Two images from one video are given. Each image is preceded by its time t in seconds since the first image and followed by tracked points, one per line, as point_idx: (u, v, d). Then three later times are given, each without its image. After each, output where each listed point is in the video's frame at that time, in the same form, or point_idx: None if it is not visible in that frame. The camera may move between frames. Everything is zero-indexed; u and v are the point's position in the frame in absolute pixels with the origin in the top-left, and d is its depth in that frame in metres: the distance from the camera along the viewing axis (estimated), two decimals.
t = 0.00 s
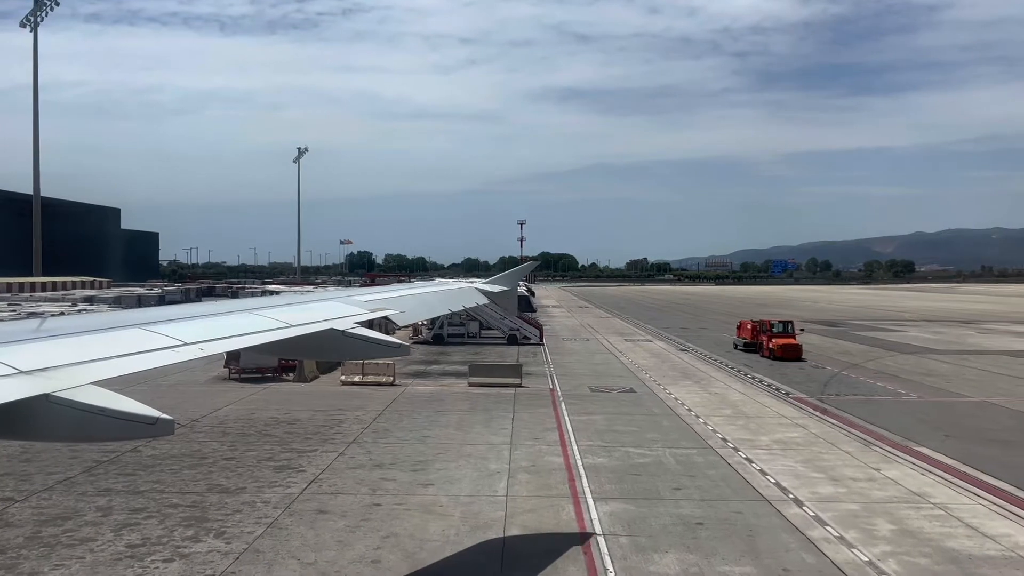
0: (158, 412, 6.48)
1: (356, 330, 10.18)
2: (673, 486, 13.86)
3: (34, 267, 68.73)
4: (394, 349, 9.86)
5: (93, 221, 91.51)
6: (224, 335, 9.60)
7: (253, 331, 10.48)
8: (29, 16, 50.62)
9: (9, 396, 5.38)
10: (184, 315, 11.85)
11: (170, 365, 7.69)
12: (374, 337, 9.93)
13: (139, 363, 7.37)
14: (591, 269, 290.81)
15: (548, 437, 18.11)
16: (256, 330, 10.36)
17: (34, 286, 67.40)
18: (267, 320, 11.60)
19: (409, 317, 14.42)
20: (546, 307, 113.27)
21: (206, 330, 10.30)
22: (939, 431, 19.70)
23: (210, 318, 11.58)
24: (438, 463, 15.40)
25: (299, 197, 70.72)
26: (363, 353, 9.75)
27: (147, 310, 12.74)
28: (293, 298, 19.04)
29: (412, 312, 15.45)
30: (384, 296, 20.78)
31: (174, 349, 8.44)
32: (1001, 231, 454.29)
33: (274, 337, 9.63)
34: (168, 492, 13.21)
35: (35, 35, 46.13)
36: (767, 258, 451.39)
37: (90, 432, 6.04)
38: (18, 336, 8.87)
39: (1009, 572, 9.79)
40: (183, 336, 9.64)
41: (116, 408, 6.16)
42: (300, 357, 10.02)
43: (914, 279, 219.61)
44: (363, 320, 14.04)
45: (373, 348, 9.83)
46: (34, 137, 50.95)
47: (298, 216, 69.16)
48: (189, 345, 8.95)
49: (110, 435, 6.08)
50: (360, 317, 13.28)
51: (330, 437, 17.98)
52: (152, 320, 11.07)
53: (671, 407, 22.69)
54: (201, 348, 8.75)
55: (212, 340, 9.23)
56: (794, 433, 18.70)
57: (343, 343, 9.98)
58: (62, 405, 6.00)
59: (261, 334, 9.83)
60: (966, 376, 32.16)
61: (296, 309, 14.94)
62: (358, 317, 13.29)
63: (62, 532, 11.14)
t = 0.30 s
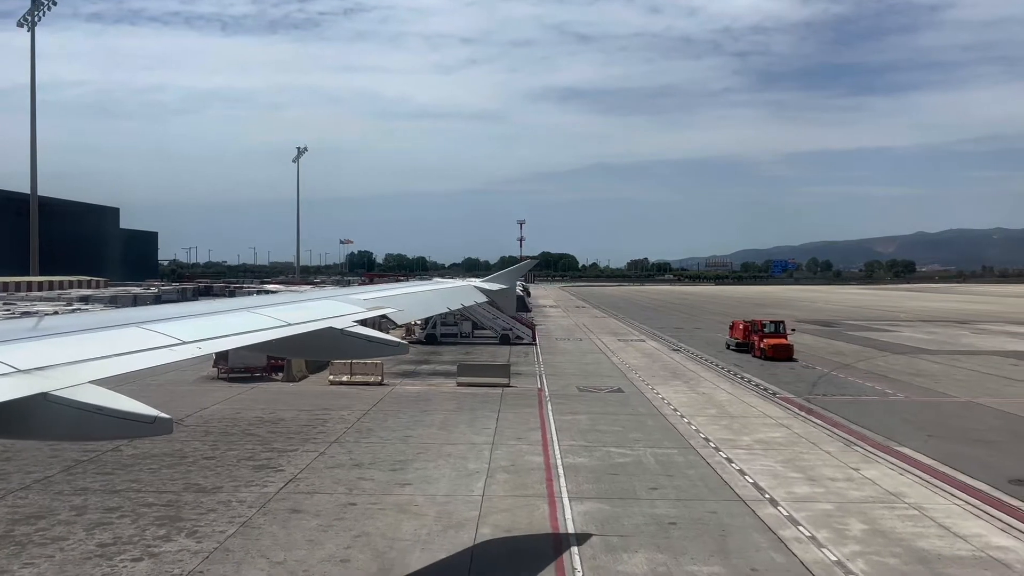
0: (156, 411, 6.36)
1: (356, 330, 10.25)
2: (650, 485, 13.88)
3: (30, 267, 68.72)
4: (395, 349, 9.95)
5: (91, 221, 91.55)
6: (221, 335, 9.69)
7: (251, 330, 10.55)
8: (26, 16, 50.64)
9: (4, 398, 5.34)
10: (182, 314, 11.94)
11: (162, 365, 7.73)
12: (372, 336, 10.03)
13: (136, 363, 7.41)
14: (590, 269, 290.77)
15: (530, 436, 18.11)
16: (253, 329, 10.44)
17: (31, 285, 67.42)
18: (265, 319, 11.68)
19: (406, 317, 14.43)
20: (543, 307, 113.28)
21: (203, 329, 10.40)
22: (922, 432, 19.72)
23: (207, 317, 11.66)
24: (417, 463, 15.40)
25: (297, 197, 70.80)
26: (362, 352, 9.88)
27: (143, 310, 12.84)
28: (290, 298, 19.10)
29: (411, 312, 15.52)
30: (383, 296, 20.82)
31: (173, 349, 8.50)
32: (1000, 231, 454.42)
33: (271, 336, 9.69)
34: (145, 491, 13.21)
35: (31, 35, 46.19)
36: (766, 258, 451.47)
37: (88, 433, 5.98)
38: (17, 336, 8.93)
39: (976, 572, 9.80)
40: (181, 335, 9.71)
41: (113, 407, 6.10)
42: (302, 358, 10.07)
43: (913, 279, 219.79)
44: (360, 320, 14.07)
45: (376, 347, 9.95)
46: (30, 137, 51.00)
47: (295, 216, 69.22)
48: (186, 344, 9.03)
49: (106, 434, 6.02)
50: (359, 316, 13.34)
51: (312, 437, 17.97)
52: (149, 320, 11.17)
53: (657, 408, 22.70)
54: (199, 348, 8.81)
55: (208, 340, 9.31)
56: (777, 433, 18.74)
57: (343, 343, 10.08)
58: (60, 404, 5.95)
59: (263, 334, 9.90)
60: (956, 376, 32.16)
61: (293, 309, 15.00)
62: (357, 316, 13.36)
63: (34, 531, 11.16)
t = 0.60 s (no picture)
0: (155, 410, 6.35)
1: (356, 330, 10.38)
2: (627, 485, 13.90)
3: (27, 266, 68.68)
4: (395, 348, 10.15)
5: (90, 220, 91.59)
6: (221, 335, 9.80)
7: (250, 331, 10.65)
8: (24, 16, 50.65)
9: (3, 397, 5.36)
10: (182, 314, 12.05)
11: (159, 364, 7.83)
12: (373, 337, 10.15)
13: (133, 364, 7.49)
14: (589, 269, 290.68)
15: (513, 436, 18.12)
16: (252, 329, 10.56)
17: (28, 285, 67.41)
18: (265, 319, 11.79)
19: (406, 317, 14.52)
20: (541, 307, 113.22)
21: (203, 329, 10.53)
22: (906, 431, 19.72)
23: (206, 317, 11.77)
24: (398, 462, 15.40)
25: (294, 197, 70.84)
26: (362, 353, 10.01)
27: (142, 310, 12.97)
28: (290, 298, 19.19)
29: (411, 313, 15.61)
30: (382, 297, 20.89)
31: (172, 350, 8.60)
32: (1000, 231, 454.59)
33: (270, 337, 9.80)
34: (122, 490, 13.24)
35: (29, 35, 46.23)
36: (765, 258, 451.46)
37: (86, 434, 5.96)
38: (18, 335, 9.05)
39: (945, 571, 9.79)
40: (181, 335, 9.82)
41: (111, 406, 6.08)
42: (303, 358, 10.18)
43: (912, 279, 219.91)
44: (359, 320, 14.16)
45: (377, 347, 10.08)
46: (28, 137, 51.07)
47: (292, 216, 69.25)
48: (185, 344, 9.14)
49: (105, 435, 5.99)
50: (358, 316, 13.44)
51: (295, 436, 17.98)
52: (149, 320, 11.30)
53: (643, 407, 22.70)
54: (198, 347, 8.93)
55: (208, 340, 9.43)
56: (760, 433, 18.76)
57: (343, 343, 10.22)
58: (58, 404, 5.92)
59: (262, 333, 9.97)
60: (946, 376, 32.14)
61: (291, 309, 15.12)
62: (356, 317, 13.46)
63: (8, 530, 11.19)
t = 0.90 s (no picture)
0: (154, 411, 6.47)
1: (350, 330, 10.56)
2: (605, 485, 13.93)
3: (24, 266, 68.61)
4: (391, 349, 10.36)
5: (88, 220, 91.48)
6: (219, 334, 9.89)
7: (248, 330, 10.77)
8: (22, 15, 50.69)
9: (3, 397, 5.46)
10: (179, 314, 12.14)
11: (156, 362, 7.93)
12: (370, 336, 10.33)
13: (132, 363, 7.58)
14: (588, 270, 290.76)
15: (496, 436, 18.13)
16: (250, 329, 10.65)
17: (25, 285, 67.39)
18: (263, 318, 11.88)
19: (404, 316, 14.66)
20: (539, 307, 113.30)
21: (200, 328, 10.62)
22: (890, 431, 19.74)
23: (203, 317, 11.86)
24: (377, 462, 15.41)
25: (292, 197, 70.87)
26: (360, 352, 10.23)
27: (139, 310, 13.05)
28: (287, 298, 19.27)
29: (407, 313, 15.71)
30: (380, 296, 20.97)
31: (170, 350, 8.70)
32: (999, 232, 454.94)
33: (268, 336, 9.92)
34: (98, 489, 13.26)
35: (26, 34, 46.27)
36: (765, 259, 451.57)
37: (86, 434, 6.03)
38: (15, 336, 9.13)
39: (913, 572, 9.79)
40: (178, 334, 9.91)
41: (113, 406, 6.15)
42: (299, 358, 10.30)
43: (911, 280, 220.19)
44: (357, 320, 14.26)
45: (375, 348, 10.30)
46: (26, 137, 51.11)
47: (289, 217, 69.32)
48: (184, 343, 9.22)
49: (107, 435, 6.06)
50: (356, 316, 13.55)
51: (278, 436, 17.97)
52: (147, 320, 11.39)
53: (629, 407, 22.73)
54: (195, 347, 9.05)
55: (206, 340, 9.53)
56: (743, 433, 18.82)
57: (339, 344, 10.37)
58: (57, 404, 6.03)
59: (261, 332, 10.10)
60: (935, 377, 32.16)
61: (289, 309, 15.21)
62: (354, 317, 13.56)
63: None
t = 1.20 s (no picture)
0: (152, 412, 6.60)
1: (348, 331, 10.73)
2: (584, 485, 13.95)
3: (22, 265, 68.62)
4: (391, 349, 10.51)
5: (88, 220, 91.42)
6: (219, 334, 9.99)
7: (248, 330, 10.85)
8: (21, 16, 50.78)
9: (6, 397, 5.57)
10: (180, 315, 12.25)
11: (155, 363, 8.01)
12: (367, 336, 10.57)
13: (132, 364, 7.66)
14: (588, 270, 290.78)
15: (480, 436, 18.15)
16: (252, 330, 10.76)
17: (24, 285, 67.47)
18: (262, 320, 12.01)
19: (403, 317, 14.76)
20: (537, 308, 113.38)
21: (202, 328, 10.73)
22: (874, 431, 19.78)
23: (203, 317, 11.98)
24: (358, 462, 15.41)
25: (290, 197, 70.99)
26: (357, 353, 10.47)
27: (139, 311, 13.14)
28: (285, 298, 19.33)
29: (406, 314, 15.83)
30: (380, 297, 21.13)
31: (169, 350, 8.78)
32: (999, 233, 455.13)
33: (268, 336, 10.00)
34: (76, 489, 13.26)
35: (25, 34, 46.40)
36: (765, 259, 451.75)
37: (86, 434, 6.20)
38: (16, 335, 9.20)
39: (882, 572, 9.80)
40: (177, 335, 9.99)
41: (111, 408, 6.32)
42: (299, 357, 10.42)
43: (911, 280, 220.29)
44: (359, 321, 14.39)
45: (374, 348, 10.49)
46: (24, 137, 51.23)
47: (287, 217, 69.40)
48: (183, 344, 9.31)
49: (106, 435, 6.22)
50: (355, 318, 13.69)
51: (261, 436, 17.97)
52: (146, 320, 11.47)
53: (616, 407, 22.75)
54: (195, 347, 9.13)
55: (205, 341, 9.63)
56: (728, 433, 18.87)
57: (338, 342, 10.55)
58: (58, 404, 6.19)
59: (260, 334, 10.18)
60: (926, 378, 32.20)
61: (289, 310, 15.31)
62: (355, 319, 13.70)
63: None
